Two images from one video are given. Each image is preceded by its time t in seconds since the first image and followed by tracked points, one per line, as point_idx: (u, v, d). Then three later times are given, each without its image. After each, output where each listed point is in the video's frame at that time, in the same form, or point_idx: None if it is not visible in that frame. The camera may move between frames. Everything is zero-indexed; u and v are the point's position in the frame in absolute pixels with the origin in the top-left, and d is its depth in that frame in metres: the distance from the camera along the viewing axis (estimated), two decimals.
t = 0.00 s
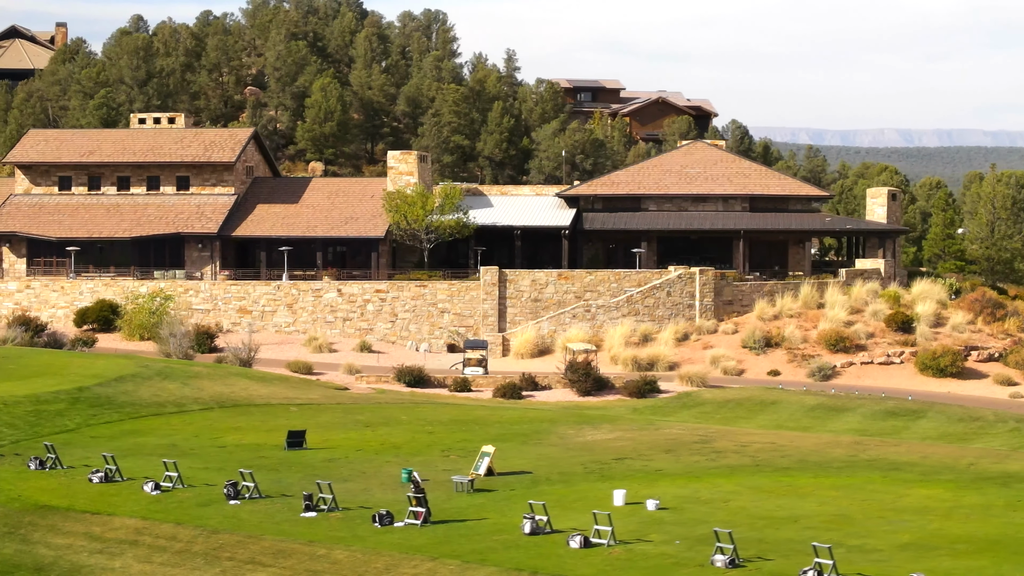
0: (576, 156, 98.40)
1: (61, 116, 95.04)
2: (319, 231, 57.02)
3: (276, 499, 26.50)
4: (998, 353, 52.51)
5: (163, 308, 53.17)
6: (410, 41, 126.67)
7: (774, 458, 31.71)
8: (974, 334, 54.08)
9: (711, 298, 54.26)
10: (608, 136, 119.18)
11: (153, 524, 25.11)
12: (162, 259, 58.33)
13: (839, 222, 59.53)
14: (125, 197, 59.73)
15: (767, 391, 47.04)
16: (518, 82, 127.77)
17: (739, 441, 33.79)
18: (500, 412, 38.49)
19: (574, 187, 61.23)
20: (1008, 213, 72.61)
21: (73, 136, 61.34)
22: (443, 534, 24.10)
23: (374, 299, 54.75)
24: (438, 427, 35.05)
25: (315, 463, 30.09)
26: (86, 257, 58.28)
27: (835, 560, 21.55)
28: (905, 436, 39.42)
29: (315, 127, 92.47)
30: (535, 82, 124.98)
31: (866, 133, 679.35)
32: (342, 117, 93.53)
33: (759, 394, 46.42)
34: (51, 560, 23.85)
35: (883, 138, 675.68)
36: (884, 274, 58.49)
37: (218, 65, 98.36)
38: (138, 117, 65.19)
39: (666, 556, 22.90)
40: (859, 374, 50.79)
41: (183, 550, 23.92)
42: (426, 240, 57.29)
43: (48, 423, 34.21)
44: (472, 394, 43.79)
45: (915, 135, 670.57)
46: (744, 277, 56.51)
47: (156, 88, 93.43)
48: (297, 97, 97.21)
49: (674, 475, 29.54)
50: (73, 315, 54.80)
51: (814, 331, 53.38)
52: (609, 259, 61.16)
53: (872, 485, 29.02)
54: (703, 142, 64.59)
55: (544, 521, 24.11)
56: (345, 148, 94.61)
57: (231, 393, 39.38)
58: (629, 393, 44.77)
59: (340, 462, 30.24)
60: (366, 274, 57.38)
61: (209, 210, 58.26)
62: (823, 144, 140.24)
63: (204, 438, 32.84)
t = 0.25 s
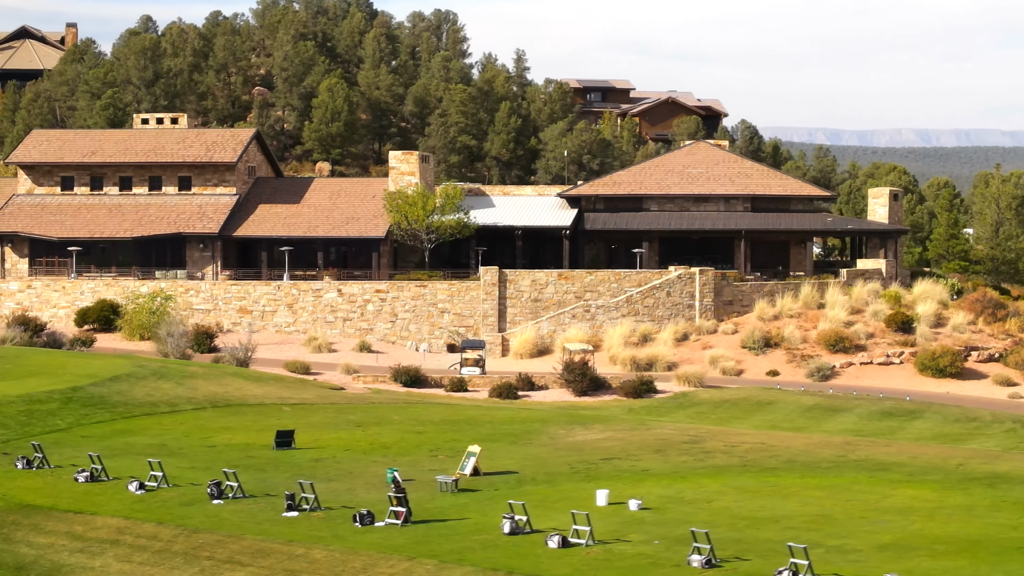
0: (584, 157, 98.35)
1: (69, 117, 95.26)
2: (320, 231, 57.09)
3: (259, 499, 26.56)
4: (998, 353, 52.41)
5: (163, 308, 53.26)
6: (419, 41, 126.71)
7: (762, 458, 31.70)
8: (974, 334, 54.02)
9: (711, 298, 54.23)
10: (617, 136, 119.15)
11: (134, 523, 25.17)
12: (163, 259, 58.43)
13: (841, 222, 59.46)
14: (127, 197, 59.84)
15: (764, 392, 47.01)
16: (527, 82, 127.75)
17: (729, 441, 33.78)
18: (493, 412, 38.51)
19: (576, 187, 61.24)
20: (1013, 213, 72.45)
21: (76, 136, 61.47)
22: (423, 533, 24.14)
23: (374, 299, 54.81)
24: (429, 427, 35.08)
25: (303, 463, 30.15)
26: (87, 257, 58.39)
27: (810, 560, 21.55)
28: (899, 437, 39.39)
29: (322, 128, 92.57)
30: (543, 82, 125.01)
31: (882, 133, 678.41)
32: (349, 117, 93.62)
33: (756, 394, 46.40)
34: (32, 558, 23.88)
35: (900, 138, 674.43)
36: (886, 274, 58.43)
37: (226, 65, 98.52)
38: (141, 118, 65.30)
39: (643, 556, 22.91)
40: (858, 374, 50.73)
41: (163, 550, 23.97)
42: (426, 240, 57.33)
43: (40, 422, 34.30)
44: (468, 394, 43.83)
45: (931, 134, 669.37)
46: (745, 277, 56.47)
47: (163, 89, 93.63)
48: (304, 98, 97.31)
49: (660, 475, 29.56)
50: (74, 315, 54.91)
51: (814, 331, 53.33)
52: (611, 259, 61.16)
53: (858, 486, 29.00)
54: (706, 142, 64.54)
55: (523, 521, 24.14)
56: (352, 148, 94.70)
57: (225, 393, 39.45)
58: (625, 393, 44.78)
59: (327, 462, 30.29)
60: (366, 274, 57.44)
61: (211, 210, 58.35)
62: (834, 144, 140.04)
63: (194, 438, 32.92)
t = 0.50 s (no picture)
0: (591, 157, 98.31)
1: (76, 117, 95.49)
2: (320, 231, 57.17)
3: (242, 498, 26.60)
4: (997, 354, 52.31)
5: (163, 308, 53.35)
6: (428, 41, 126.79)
7: (750, 459, 31.69)
8: (974, 334, 53.96)
9: (711, 298, 54.20)
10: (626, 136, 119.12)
11: (116, 523, 25.23)
12: (164, 260, 58.53)
13: (842, 222, 59.40)
14: (128, 197, 59.96)
15: (761, 392, 46.98)
16: (536, 82, 127.75)
17: (718, 441, 33.78)
18: (486, 412, 38.51)
19: (577, 187, 61.25)
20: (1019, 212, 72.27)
21: (78, 137, 61.60)
22: (402, 533, 24.18)
23: (374, 299, 54.86)
24: (419, 427, 35.11)
25: (289, 463, 30.20)
26: (89, 257, 58.50)
27: (784, 560, 21.55)
28: (892, 437, 39.35)
29: (328, 128, 92.67)
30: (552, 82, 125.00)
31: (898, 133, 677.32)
32: (356, 118, 93.70)
33: (753, 395, 46.38)
34: (12, 557, 23.89)
35: (917, 138, 673.32)
36: (887, 274, 58.37)
37: (233, 66, 98.68)
38: (144, 118, 65.43)
39: (620, 556, 22.91)
40: (857, 374, 50.66)
41: (143, 549, 24.01)
42: (427, 240, 57.36)
43: (31, 421, 34.39)
44: (464, 394, 43.87)
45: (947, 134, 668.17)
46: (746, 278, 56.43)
47: (170, 89, 93.81)
48: (311, 98, 97.41)
49: (645, 475, 29.57)
50: (75, 315, 55.03)
51: (814, 331, 53.28)
52: (612, 259, 61.16)
53: (843, 486, 28.98)
54: (708, 142, 64.49)
55: (502, 520, 24.16)
56: (359, 148, 94.79)
57: (219, 393, 39.52)
58: (621, 393, 44.79)
59: (314, 462, 30.34)
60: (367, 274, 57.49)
61: (212, 210, 58.44)
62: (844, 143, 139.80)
63: (183, 437, 32.99)
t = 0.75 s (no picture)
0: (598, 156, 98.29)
1: (84, 117, 95.69)
2: (321, 231, 57.24)
3: (225, 497, 26.65)
4: (997, 354, 52.21)
5: (163, 307, 53.43)
6: (437, 41, 126.85)
7: (738, 459, 31.67)
8: (974, 334, 53.88)
9: (711, 298, 54.17)
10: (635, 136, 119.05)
11: (97, 522, 25.27)
12: (165, 259, 58.61)
13: (843, 222, 59.35)
14: (130, 197, 60.08)
15: (758, 392, 46.96)
16: (545, 82, 127.75)
17: (708, 441, 33.78)
18: (478, 411, 38.55)
19: (579, 187, 61.25)
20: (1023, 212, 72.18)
21: (80, 137, 61.75)
22: (381, 533, 24.21)
23: (374, 299, 54.93)
24: (409, 427, 35.14)
25: (276, 462, 30.26)
26: (90, 257, 58.60)
27: (759, 560, 21.54)
28: (886, 437, 39.30)
29: (335, 128, 92.79)
30: (562, 82, 124.96)
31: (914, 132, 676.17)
32: (363, 117, 93.80)
33: (750, 395, 46.37)
34: None
35: (934, 138, 672.02)
36: (887, 274, 58.32)
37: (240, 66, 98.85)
38: (147, 118, 65.53)
39: (597, 556, 22.91)
40: (856, 374, 50.60)
41: (123, 548, 24.05)
42: (427, 240, 57.41)
43: (23, 420, 34.48)
44: (459, 394, 43.90)
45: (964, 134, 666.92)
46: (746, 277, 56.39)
47: (178, 89, 93.98)
48: (318, 98, 97.56)
49: (631, 475, 29.58)
50: (76, 315, 55.12)
51: (813, 331, 53.23)
52: (613, 258, 61.15)
53: (828, 485, 28.97)
54: (710, 142, 64.45)
55: (481, 520, 24.18)
56: (366, 148, 94.89)
57: (213, 393, 39.59)
58: (617, 393, 44.80)
59: (300, 462, 30.40)
60: (368, 274, 57.54)
61: (213, 210, 58.54)
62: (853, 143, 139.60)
63: (173, 437, 33.06)
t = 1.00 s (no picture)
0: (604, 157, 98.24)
1: (92, 117, 95.88)
2: (321, 231, 57.33)
3: (208, 497, 26.71)
4: (997, 354, 52.12)
5: (163, 307, 53.52)
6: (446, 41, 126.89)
7: (725, 458, 31.66)
8: (974, 335, 53.79)
9: (711, 298, 54.15)
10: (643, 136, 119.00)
11: (79, 521, 25.34)
12: (166, 260, 58.72)
13: (844, 222, 59.29)
14: (132, 197, 60.20)
15: (755, 392, 46.95)
16: (554, 82, 127.72)
17: (697, 441, 33.78)
18: (471, 411, 38.57)
19: (580, 187, 61.27)
20: None
21: (83, 137, 61.91)
22: (361, 532, 24.26)
23: (374, 299, 54.98)
24: (400, 427, 35.18)
25: (263, 462, 30.31)
26: (92, 257, 58.72)
27: (733, 560, 21.54)
28: (880, 437, 39.25)
29: (342, 128, 92.91)
30: (571, 82, 124.92)
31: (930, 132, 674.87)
32: (370, 117, 93.87)
33: (747, 395, 46.34)
34: None
35: (952, 138, 670.46)
36: (888, 274, 58.25)
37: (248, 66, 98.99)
38: (150, 118, 65.65)
39: (574, 556, 22.94)
40: (854, 374, 50.55)
41: (103, 547, 24.10)
42: (427, 240, 57.46)
43: (15, 419, 34.57)
44: (455, 394, 43.93)
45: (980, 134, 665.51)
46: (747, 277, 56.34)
47: (185, 89, 94.13)
48: (325, 98, 97.68)
49: (617, 475, 29.60)
50: (77, 315, 55.25)
51: (812, 331, 53.18)
52: (614, 259, 61.14)
53: (814, 486, 28.96)
54: (712, 142, 64.41)
55: (460, 520, 24.22)
56: (373, 149, 94.97)
57: (207, 392, 39.66)
58: (613, 393, 44.83)
59: (287, 462, 30.45)
60: (368, 274, 57.60)
61: (215, 210, 58.64)
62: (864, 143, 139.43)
63: (163, 436, 33.13)
